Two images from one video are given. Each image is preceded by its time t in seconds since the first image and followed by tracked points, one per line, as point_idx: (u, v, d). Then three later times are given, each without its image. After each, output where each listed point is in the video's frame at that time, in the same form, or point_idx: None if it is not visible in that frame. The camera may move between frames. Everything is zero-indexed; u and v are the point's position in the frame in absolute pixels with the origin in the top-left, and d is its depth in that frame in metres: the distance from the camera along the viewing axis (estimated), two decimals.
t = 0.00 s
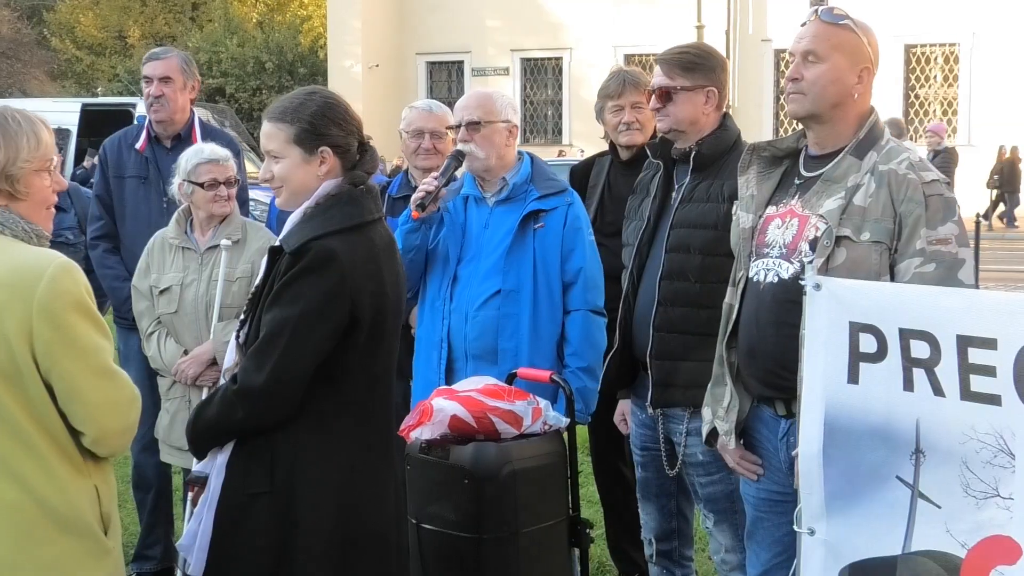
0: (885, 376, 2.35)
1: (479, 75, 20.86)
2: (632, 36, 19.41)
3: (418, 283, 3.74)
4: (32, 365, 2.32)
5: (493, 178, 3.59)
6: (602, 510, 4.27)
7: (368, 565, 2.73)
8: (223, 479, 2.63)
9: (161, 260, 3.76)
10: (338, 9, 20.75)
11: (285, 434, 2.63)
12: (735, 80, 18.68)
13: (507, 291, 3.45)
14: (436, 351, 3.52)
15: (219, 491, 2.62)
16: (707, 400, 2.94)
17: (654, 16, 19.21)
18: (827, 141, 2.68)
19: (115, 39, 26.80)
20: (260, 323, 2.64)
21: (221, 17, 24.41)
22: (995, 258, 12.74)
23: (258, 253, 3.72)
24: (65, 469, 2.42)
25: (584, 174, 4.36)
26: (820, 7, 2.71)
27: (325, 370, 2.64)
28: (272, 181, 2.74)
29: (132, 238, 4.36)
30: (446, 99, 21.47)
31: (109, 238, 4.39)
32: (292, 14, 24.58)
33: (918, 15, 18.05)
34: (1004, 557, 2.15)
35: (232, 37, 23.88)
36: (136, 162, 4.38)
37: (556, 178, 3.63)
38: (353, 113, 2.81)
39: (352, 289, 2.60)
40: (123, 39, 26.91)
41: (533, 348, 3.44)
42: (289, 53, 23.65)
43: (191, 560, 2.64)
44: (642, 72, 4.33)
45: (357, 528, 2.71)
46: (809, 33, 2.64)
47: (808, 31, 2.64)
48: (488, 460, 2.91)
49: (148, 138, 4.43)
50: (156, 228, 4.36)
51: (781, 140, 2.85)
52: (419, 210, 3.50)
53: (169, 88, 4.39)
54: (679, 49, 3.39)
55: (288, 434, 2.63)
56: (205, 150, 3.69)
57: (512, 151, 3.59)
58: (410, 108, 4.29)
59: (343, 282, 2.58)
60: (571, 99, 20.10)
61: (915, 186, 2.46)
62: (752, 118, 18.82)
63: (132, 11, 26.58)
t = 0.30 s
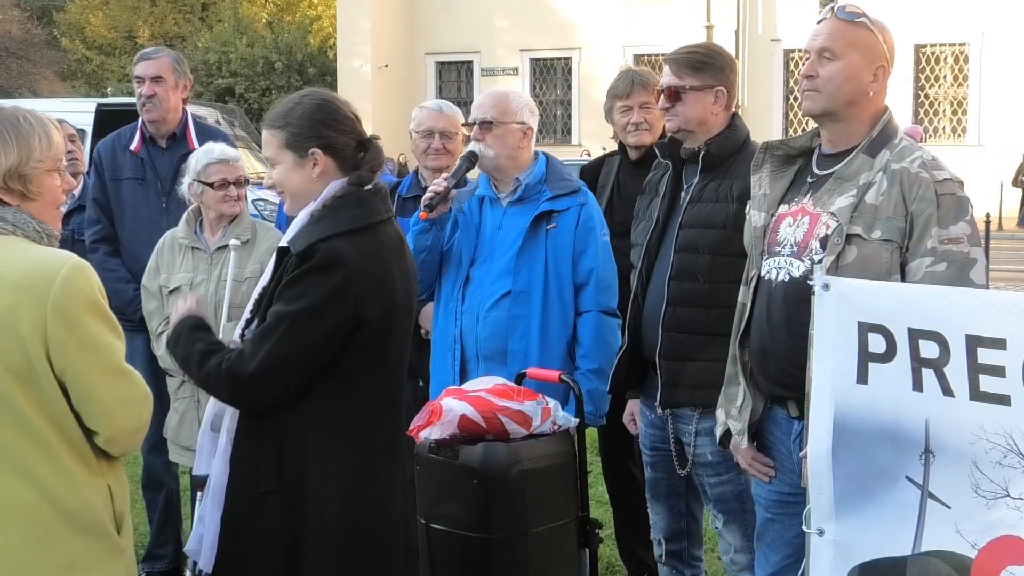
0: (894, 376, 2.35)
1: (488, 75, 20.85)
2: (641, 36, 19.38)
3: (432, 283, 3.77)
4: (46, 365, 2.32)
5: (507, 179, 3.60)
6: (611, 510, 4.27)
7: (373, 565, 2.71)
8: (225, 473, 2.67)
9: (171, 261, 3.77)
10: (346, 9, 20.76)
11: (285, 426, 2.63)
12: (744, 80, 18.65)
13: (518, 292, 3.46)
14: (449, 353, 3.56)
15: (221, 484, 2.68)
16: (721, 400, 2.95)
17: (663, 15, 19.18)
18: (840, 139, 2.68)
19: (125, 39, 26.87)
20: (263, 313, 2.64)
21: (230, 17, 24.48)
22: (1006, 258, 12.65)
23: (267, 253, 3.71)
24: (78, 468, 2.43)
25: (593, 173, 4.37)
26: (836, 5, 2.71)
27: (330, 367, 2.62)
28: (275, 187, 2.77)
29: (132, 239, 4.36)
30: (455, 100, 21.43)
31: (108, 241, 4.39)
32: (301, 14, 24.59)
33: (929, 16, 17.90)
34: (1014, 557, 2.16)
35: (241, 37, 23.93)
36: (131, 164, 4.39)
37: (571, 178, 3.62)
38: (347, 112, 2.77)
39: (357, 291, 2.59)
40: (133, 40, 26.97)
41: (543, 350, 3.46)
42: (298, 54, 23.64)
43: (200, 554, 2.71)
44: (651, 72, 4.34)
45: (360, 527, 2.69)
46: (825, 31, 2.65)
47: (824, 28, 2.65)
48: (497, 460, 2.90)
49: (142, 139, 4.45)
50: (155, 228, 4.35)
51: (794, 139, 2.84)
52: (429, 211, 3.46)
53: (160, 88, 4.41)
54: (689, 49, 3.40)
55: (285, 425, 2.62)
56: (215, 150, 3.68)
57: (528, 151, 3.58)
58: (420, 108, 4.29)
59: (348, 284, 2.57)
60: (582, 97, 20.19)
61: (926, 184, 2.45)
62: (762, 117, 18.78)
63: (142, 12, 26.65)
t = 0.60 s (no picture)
0: (903, 376, 2.34)
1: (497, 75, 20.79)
2: (649, 36, 19.34)
3: (443, 286, 3.77)
4: (54, 365, 2.32)
5: (516, 179, 3.59)
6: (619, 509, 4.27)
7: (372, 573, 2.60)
8: (226, 473, 2.56)
9: (179, 261, 3.77)
10: (354, 8, 20.77)
11: (284, 411, 2.50)
12: (753, 79, 18.62)
13: (526, 294, 3.46)
14: (458, 355, 3.58)
15: (221, 484, 2.56)
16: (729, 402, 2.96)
17: (672, 15, 19.14)
18: (848, 142, 2.69)
19: (133, 39, 26.95)
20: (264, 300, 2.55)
21: (239, 17, 24.52)
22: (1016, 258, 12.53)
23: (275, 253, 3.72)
24: (85, 468, 2.42)
25: (600, 173, 4.37)
26: (843, 8, 2.71)
27: (327, 364, 2.49)
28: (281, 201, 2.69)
29: (137, 239, 4.36)
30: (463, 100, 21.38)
31: (112, 243, 4.40)
32: (310, 13, 24.53)
33: (940, 15, 17.75)
34: None
35: (249, 37, 23.97)
36: (135, 165, 4.39)
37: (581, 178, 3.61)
38: (321, 120, 2.55)
39: (357, 293, 2.47)
40: (142, 40, 27.04)
41: (551, 351, 3.46)
42: (307, 53, 23.64)
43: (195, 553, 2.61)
44: (658, 73, 4.34)
45: (340, 527, 2.54)
46: (833, 34, 2.64)
47: (832, 31, 2.64)
48: (505, 460, 2.90)
49: (145, 141, 4.44)
50: (158, 228, 4.35)
51: (803, 140, 2.85)
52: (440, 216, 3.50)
53: (160, 89, 4.39)
54: (696, 48, 3.38)
55: (284, 426, 2.50)
56: (222, 150, 3.63)
57: (537, 151, 3.58)
58: (428, 108, 4.28)
59: (347, 284, 2.45)
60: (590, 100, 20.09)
61: (937, 186, 2.44)
62: (770, 116, 18.76)
63: (150, 12, 26.69)
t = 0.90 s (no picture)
0: (912, 377, 2.34)
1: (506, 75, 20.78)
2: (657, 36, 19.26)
3: (448, 285, 3.78)
4: (62, 364, 2.31)
5: (522, 178, 3.60)
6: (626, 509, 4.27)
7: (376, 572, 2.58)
8: (230, 470, 2.55)
9: (187, 260, 3.77)
10: (362, 8, 20.78)
11: (286, 406, 2.50)
12: (762, 79, 18.58)
13: (533, 294, 3.46)
14: (464, 355, 3.57)
15: (225, 481, 2.56)
16: (739, 402, 2.96)
17: (682, 15, 19.05)
18: (860, 144, 2.67)
19: (142, 38, 27.01)
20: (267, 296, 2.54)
21: (247, 17, 24.56)
22: None
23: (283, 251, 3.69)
24: (93, 467, 2.42)
25: (607, 174, 4.36)
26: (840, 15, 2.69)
27: (330, 363, 2.49)
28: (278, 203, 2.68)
29: (148, 238, 4.36)
30: (471, 100, 21.33)
31: (125, 239, 4.40)
32: (319, 14, 24.59)
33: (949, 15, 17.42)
34: None
35: (257, 37, 24.00)
36: (150, 163, 4.40)
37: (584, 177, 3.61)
38: (312, 129, 2.52)
39: (359, 294, 2.46)
40: (151, 40, 27.13)
41: (558, 351, 3.45)
42: (315, 53, 23.68)
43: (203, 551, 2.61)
44: (665, 72, 4.34)
45: (347, 528, 2.53)
46: (836, 46, 2.62)
47: (835, 43, 2.61)
48: (513, 460, 2.90)
49: (161, 139, 4.46)
50: (170, 227, 4.35)
51: (812, 140, 2.86)
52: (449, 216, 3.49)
53: (173, 86, 4.42)
54: (704, 48, 3.38)
55: (289, 425, 2.49)
56: (230, 150, 3.64)
57: (541, 151, 3.57)
58: (434, 108, 4.29)
59: (348, 286, 2.44)
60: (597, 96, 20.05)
61: (948, 186, 2.44)
62: (779, 116, 18.70)
63: (159, 12, 26.72)
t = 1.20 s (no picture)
0: (922, 377, 2.33)
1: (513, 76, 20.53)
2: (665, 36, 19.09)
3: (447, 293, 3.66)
4: (69, 363, 2.32)
5: (521, 180, 3.56)
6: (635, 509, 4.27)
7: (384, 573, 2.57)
8: (238, 473, 2.56)
9: (195, 260, 3.77)
10: (371, 8, 20.76)
11: (295, 412, 2.49)
12: (771, 79, 18.48)
13: (548, 294, 3.44)
14: (478, 359, 3.51)
15: (233, 485, 2.57)
16: (749, 402, 2.95)
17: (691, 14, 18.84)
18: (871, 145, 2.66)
19: (151, 38, 27.08)
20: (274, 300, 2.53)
21: (256, 17, 24.58)
22: None
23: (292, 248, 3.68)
24: (100, 467, 2.42)
25: (614, 175, 4.33)
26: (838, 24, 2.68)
27: (342, 365, 2.49)
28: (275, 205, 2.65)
29: (162, 237, 4.37)
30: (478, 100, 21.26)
31: (139, 236, 4.41)
32: (328, 14, 24.58)
33: (959, 15, 17.26)
34: None
35: (266, 37, 24.03)
36: (166, 162, 4.41)
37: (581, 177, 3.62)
38: (318, 131, 2.51)
39: (370, 296, 2.46)
40: (161, 39, 27.19)
41: (580, 349, 3.46)
42: (324, 53, 23.68)
43: (211, 553, 2.62)
44: (671, 72, 4.34)
45: (361, 533, 2.53)
46: (842, 56, 2.60)
47: (841, 53, 2.60)
48: (521, 460, 2.90)
49: (178, 138, 4.46)
50: (183, 225, 4.36)
51: (820, 140, 2.83)
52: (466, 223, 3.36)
53: (190, 85, 4.40)
54: (713, 47, 3.37)
55: (299, 425, 2.49)
56: (238, 150, 3.64)
57: (535, 151, 3.58)
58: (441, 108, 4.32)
59: (360, 288, 2.44)
60: (605, 96, 19.82)
61: (955, 186, 2.44)
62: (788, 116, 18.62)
63: (168, 12, 26.78)
